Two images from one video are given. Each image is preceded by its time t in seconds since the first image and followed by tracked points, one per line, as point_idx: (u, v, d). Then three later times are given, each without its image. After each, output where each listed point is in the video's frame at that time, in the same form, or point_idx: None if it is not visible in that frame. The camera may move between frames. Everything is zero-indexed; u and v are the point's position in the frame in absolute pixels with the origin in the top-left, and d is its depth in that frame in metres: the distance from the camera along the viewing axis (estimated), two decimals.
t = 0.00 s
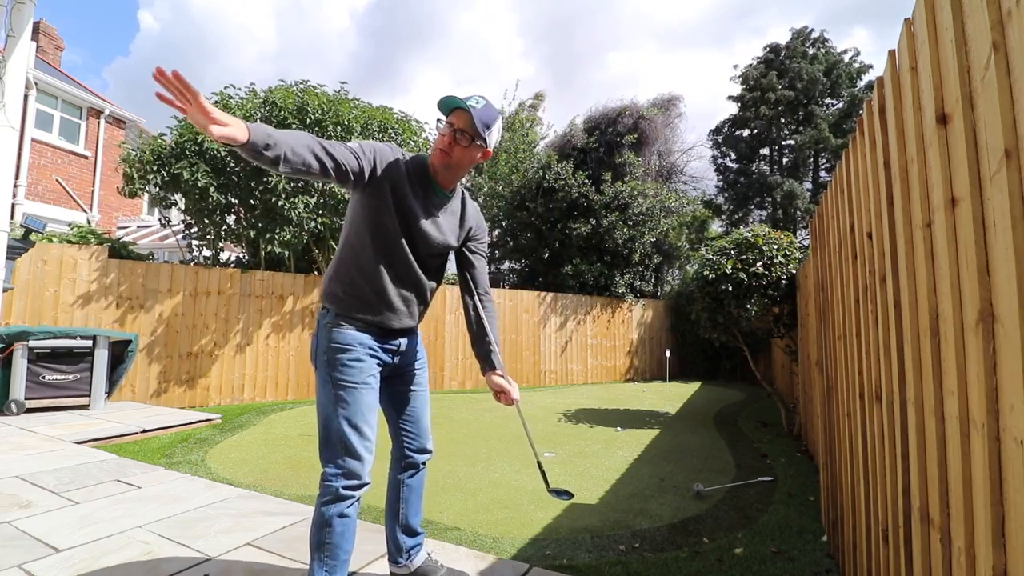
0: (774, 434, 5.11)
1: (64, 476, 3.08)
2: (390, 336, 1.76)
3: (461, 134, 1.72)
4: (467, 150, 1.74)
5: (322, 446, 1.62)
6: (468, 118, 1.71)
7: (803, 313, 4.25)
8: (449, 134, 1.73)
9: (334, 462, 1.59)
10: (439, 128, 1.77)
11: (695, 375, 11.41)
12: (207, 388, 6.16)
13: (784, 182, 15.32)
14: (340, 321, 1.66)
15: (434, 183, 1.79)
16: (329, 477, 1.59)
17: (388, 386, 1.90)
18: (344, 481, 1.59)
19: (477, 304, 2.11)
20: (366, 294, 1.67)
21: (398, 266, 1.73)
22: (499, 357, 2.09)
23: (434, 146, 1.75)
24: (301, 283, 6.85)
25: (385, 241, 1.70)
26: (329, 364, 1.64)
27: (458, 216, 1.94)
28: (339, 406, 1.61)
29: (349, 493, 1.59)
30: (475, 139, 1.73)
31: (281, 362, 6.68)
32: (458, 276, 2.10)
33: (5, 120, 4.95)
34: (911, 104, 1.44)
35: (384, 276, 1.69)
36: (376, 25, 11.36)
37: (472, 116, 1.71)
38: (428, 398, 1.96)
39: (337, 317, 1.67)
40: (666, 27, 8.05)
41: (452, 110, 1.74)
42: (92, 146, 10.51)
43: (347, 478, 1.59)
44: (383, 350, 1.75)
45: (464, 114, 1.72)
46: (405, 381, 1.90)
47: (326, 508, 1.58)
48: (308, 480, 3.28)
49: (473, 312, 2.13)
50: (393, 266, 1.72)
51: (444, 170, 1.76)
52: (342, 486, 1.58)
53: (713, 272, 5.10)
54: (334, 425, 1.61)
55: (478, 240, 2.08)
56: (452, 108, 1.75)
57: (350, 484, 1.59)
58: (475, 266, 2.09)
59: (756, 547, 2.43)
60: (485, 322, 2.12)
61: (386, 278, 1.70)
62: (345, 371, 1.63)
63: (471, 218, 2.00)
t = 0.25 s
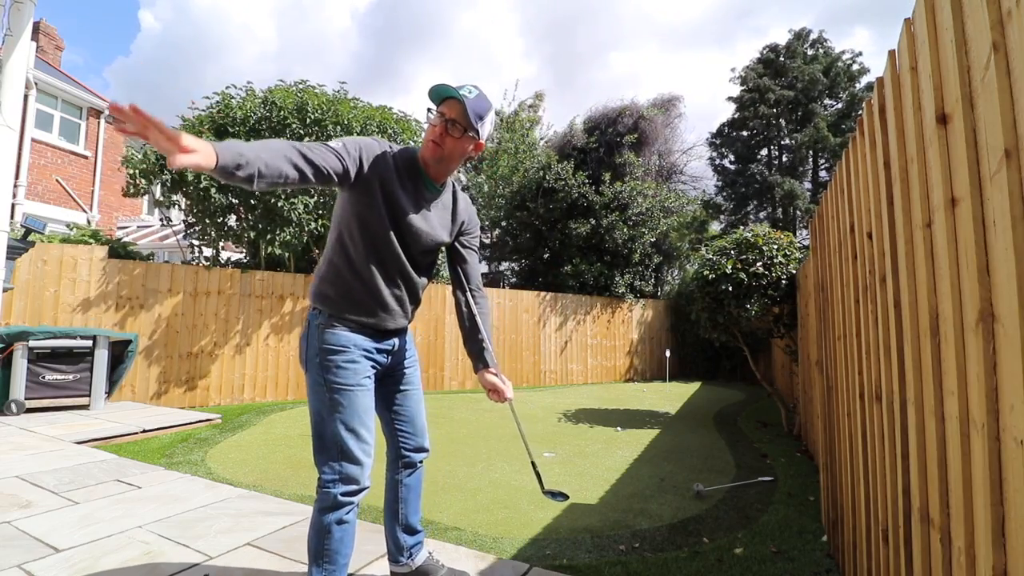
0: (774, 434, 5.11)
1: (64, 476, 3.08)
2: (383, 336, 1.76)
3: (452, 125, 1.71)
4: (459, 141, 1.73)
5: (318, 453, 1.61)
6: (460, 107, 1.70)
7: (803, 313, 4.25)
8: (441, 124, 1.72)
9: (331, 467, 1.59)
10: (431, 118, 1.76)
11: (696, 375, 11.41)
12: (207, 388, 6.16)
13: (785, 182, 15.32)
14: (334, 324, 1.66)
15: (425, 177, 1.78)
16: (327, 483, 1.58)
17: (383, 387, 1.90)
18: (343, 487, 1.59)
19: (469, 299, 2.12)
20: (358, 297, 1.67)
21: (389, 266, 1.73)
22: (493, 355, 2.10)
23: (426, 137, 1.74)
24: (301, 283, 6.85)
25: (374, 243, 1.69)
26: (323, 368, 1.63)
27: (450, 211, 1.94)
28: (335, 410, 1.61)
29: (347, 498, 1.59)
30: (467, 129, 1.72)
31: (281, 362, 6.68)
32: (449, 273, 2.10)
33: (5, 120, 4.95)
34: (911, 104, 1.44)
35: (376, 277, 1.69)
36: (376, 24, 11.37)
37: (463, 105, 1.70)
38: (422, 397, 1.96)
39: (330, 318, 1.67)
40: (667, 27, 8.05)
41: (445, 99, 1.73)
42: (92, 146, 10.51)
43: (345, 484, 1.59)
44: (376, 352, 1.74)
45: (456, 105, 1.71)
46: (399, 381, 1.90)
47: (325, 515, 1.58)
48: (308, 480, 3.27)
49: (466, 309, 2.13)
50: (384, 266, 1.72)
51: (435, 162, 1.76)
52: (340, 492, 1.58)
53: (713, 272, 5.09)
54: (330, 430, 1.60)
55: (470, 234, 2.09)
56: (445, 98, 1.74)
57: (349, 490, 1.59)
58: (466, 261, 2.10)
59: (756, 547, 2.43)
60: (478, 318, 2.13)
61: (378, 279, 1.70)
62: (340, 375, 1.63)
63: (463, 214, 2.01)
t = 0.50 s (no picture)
0: (774, 434, 5.11)
1: (64, 476, 3.08)
2: (388, 338, 1.76)
3: (462, 131, 1.72)
4: (469, 146, 1.75)
5: (319, 449, 1.61)
6: (469, 112, 1.71)
7: (803, 313, 4.25)
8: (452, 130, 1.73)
9: (332, 465, 1.59)
10: (440, 122, 1.77)
11: (695, 375, 11.40)
12: (207, 388, 6.16)
13: (785, 182, 15.33)
14: (339, 324, 1.65)
15: (434, 179, 1.82)
16: (328, 480, 1.58)
17: (384, 387, 1.90)
18: (344, 484, 1.58)
19: (475, 299, 2.11)
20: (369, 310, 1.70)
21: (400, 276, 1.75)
22: (498, 354, 2.10)
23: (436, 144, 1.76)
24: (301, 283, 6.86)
25: (383, 258, 1.71)
26: (326, 366, 1.62)
27: (457, 213, 1.95)
28: (337, 408, 1.61)
29: (348, 496, 1.59)
30: (476, 134, 1.73)
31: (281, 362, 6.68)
32: (455, 272, 2.10)
33: (4, 120, 4.95)
34: (911, 104, 1.44)
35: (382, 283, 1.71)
36: (377, 24, 11.37)
37: (473, 111, 1.71)
38: (422, 399, 1.96)
39: (334, 318, 1.66)
40: (668, 27, 8.05)
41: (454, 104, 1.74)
42: (92, 146, 10.51)
43: (345, 481, 1.58)
44: (379, 353, 1.74)
45: (466, 110, 1.72)
46: (400, 381, 1.90)
47: (325, 512, 1.57)
48: (308, 480, 3.28)
49: (471, 309, 2.13)
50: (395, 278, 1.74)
51: (445, 166, 1.79)
52: (341, 490, 1.58)
53: (713, 271, 5.09)
54: (332, 427, 1.60)
55: (476, 236, 2.09)
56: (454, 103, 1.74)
57: (349, 487, 1.59)
58: (472, 260, 2.10)
59: (756, 547, 2.43)
60: (483, 318, 2.12)
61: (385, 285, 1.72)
62: (342, 373, 1.62)
63: (469, 215, 2.01)
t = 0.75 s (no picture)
0: (774, 434, 5.11)
1: (64, 476, 3.08)
2: (395, 336, 1.76)
3: (480, 150, 1.73)
4: (484, 164, 1.77)
5: (327, 442, 1.61)
6: (485, 133, 1.70)
7: (803, 313, 4.25)
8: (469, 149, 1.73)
9: (340, 456, 1.59)
10: (456, 135, 1.75)
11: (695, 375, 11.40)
12: (207, 387, 6.16)
13: (786, 182, 15.34)
14: (346, 322, 1.66)
15: (445, 188, 1.80)
16: (335, 472, 1.58)
17: (390, 384, 1.90)
18: (351, 476, 1.58)
19: (481, 301, 2.10)
20: (382, 316, 1.72)
21: (413, 284, 1.77)
22: (505, 354, 2.09)
23: (452, 162, 1.75)
24: (301, 283, 6.86)
25: (397, 267, 1.72)
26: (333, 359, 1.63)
27: (464, 220, 1.95)
28: (345, 401, 1.61)
29: (355, 489, 1.59)
30: (492, 153, 1.75)
31: (281, 362, 6.68)
32: (461, 274, 2.10)
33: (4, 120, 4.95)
34: (912, 104, 1.44)
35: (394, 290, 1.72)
36: (378, 24, 11.37)
37: (493, 132, 1.70)
38: (430, 398, 1.97)
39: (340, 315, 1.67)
40: (669, 27, 8.06)
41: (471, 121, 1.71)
42: (92, 147, 10.51)
43: (353, 473, 1.58)
44: (385, 348, 1.74)
45: (484, 127, 1.70)
46: (407, 378, 1.90)
47: (332, 504, 1.57)
48: (308, 480, 3.28)
49: (478, 311, 2.12)
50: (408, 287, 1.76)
51: (458, 178, 1.78)
52: (348, 482, 1.58)
53: (713, 271, 5.09)
54: (339, 419, 1.60)
55: (483, 240, 2.08)
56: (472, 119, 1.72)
57: (356, 479, 1.58)
58: (479, 264, 2.10)
59: (756, 547, 2.43)
60: (490, 319, 2.12)
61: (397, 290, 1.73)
62: (350, 365, 1.63)
63: (476, 220, 2.01)
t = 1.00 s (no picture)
0: (774, 434, 5.11)
1: (64, 476, 3.08)
2: (387, 337, 1.78)
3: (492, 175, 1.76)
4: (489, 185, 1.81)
5: (320, 448, 1.62)
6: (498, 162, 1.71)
7: (803, 313, 4.26)
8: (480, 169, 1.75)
9: (332, 463, 1.59)
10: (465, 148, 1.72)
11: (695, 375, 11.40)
12: (207, 388, 6.16)
13: (786, 183, 15.35)
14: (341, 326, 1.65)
15: (438, 192, 1.78)
16: (328, 479, 1.58)
17: (384, 388, 1.90)
18: (345, 483, 1.59)
19: (475, 299, 2.10)
20: (382, 318, 1.74)
21: (410, 284, 1.79)
22: (499, 352, 2.10)
23: (461, 180, 1.75)
24: (301, 283, 6.86)
25: (395, 270, 1.73)
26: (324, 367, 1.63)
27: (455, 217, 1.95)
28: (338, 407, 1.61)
29: (348, 495, 1.59)
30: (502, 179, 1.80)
31: (281, 362, 6.68)
32: (453, 272, 2.10)
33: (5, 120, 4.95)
34: (911, 104, 1.44)
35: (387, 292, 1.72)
36: (380, 24, 11.36)
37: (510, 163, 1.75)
38: (425, 398, 1.97)
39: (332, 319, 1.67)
40: (671, 27, 8.05)
41: (489, 146, 1.71)
42: (92, 146, 10.50)
43: (346, 480, 1.59)
44: (377, 352, 1.75)
45: (500, 154, 1.72)
46: (401, 381, 1.90)
47: (326, 511, 1.58)
48: (308, 480, 3.28)
49: (471, 308, 2.12)
50: (406, 288, 1.78)
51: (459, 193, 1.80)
52: (341, 489, 1.58)
53: (713, 271, 5.09)
54: (331, 426, 1.60)
55: (472, 236, 2.09)
56: (489, 144, 1.71)
57: (350, 486, 1.59)
58: (470, 260, 2.10)
59: (756, 547, 2.43)
60: (483, 317, 2.12)
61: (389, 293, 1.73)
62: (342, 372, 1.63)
63: (467, 218, 2.01)
